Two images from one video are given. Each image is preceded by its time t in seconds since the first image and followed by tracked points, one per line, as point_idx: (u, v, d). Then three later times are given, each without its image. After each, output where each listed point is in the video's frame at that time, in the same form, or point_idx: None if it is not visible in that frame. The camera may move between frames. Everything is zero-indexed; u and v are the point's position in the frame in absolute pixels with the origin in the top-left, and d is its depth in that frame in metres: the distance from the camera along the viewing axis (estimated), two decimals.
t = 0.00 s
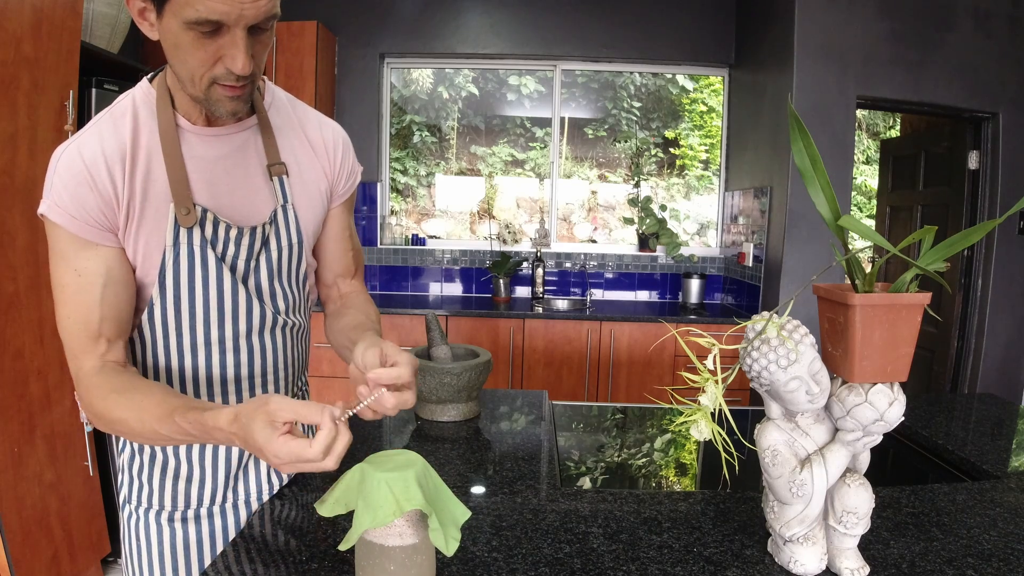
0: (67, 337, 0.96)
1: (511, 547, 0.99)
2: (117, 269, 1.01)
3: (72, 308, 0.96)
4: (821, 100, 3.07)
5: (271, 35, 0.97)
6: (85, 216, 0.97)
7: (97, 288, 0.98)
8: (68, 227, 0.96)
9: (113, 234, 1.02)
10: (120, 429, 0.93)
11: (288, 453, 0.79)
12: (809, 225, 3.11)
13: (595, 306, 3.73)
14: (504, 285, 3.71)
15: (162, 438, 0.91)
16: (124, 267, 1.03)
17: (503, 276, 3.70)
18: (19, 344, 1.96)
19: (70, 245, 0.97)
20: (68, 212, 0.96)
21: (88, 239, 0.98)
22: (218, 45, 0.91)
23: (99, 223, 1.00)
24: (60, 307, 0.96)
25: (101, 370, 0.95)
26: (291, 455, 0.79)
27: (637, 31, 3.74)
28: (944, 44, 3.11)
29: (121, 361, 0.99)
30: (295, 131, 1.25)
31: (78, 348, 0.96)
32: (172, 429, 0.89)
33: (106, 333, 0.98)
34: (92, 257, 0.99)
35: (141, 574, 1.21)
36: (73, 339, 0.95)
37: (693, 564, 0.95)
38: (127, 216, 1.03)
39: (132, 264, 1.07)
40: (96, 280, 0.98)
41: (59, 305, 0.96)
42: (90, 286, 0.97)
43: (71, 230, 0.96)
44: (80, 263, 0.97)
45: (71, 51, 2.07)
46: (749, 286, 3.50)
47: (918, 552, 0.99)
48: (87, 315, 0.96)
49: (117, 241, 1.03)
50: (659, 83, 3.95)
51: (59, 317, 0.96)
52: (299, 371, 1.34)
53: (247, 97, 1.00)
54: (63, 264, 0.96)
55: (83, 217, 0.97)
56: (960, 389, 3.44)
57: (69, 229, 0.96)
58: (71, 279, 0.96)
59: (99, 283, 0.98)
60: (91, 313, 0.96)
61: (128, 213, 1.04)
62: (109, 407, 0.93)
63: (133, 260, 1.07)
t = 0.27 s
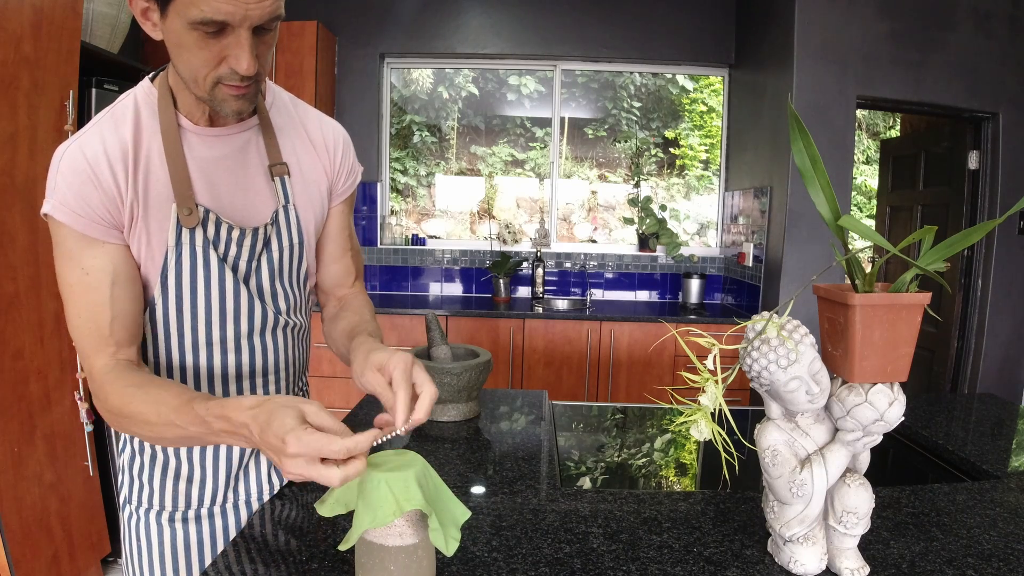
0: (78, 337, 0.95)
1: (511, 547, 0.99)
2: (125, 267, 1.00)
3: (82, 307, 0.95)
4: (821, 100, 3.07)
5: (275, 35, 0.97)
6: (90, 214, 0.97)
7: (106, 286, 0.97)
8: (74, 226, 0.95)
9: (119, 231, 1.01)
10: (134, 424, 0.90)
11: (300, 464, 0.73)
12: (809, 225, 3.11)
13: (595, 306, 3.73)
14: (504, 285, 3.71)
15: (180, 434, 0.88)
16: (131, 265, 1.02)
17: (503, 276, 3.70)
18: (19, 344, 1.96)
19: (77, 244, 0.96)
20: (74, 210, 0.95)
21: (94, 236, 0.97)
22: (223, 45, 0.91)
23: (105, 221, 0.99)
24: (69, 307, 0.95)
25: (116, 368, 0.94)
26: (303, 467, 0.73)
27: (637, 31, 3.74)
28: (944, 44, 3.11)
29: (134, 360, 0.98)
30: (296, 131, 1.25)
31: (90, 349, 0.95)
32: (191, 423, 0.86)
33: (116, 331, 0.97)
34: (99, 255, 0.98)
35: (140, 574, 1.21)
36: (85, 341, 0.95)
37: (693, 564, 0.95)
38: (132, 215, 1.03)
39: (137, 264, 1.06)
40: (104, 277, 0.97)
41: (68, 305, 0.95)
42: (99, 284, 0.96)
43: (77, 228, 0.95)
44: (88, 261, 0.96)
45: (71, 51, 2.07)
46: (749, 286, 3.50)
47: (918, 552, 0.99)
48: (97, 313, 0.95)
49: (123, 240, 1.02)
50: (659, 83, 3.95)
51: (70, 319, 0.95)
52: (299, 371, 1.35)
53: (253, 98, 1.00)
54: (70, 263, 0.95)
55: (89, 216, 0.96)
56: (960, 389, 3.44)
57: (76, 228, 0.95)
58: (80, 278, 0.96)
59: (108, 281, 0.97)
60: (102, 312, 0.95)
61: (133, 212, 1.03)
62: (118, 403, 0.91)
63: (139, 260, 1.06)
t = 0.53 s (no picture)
0: (90, 333, 0.96)
1: (511, 547, 0.99)
2: (131, 264, 1.00)
3: (92, 303, 0.95)
4: (821, 100, 3.07)
5: (279, 37, 0.97)
6: (95, 211, 0.96)
7: (114, 282, 0.97)
8: (80, 223, 0.95)
9: (124, 229, 1.01)
10: (139, 422, 0.90)
11: (305, 478, 0.72)
12: (809, 225, 3.11)
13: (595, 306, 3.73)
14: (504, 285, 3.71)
15: (189, 433, 0.87)
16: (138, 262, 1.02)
17: (503, 276, 3.70)
18: (19, 343, 1.96)
19: (83, 241, 0.96)
20: (79, 208, 0.95)
21: (100, 233, 0.97)
22: (226, 46, 0.91)
23: (110, 218, 0.99)
24: (81, 303, 0.95)
25: (130, 366, 0.94)
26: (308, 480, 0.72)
27: (637, 31, 3.73)
28: (944, 44, 3.11)
29: (148, 357, 0.98)
30: (297, 131, 1.25)
31: (102, 346, 0.95)
32: (204, 422, 0.85)
33: (128, 325, 0.96)
34: (107, 251, 0.98)
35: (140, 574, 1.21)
36: (98, 339, 0.95)
37: (693, 564, 0.95)
38: (136, 213, 1.03)
39: (144, 263, 1.06)
40: (112, 272, 0.97)
41: (79, 303, 0.96)
42: (108, 280, 0.97)
43: (82, 225, 0.95)
44: (95, 258, 0.97)
45: (71, 51, 2.07)
46: (749, 286, 3.50)
47: (918, 552, 0.99)
48: (108, 308, 0.95)
49: (129, 237, 1.02)
50: (659, 83, 3.95)
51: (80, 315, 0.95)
52: (300, 371, 1.35)
53: (255, 99, 1.00)
54: (77, 260, 0.96)
55: (94, 213, 0.96)
56: (960, 389, 3.44)
57: (81, 225, 0.95)
58: (88, 275, 0.96)
59: (116, 277, 0.97)
60: (112, 308, 0.96)
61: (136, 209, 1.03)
62: (129, 400, 0.91)
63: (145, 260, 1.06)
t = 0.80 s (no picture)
0: (93, 327, 0.95)
1: (511, 547, 0.99)
2: (133, 258, 1.00)
3: (94, 297, 0.95)
4: (821, 100, 3.07)
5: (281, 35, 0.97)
6: (96, 206, 0.96)
7: (116, 274, 0.97)
8: (81, 218, 0.95)
9: (125, 225, 1.01)
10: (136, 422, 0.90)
11: (315, 490, 0.73)
12: (809, 225, 3.11)
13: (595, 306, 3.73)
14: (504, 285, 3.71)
15: (192, 433, 0.86)
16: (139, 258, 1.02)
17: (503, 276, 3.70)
18: (19, 343, 1.96)
19: (85, 236, 0.96)
20: (81, 203, 0.95)
21: (102, 228, 0.97)
22: (228, 44, 0.91)
23: (111, 214, 0.99)
24: (84, 297, 0.95)
25: (135, 362, 0.93)
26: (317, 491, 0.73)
27: (637, 31, 3.73)
28: (944, 44, 3.11)
29: (151, 354, 0.97)
30: (296, 127, 1.25)
31: (104, 339, 0.95)
32: (206, 423, 0.84)
33: (131, 321, 0.96)
34: (109, 246, 0.97)
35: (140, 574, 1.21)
36: (102, 336, 0.95)
37: (693, 564, 0.95)
38: (137, 209, 1.03)
39: (144, 260, 1.06)
40: (114, 267, 0.97)
41: (81, 297, 0.95)
42: (110, 274, 0.96)
43: (84, 221, 0.95)
44: (97, 252, 0.96)
45: (71, 51, 2.07)
46: (749, 286, 3.50)
47: (918, 552, 0.99)
48: (110, 302, 0.95)
49: (130, 233, 1.01)
50: (659, 83, 3.95)
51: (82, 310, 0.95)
52: (299, 372, 1.35)
53: (257, 96, 1.00)
54: (78, 255, 0.95)
55: (96, 209, 0.96)
56: (960, 389, 3.44)
57: (82, 220, 0.95)
58: (90, 269, 0.96)
59: (118, 269, 0.97)
60: (115, 301, 0.95)
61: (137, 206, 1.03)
62: (126, 399, 0.91)
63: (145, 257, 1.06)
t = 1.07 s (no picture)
0: (89, 326, 0.95)
1: (511, 547, 0.99)
2: (130, 258, 1.00)
3: (89, 296, 0.95)
4: (821, 100, 3.07)
5: (281, 34, 0.97)
6: (94, 204, 0.96)
7: (112, 273, 0.97)
8: (80, 217, 0.95)
9: (123, 224, 1.01)
10: (133, 423, 0.90)
11: (321, 493, 0.71)
12: (809, 225, 3.11)
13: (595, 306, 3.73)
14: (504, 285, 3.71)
15: (184, 435, 0.85)
16: (137, 257, 1.02)
17: (503, 276, 3.70)
18: (19, 343, 1.97)
19: (82, 235, 0.96)
20: (79, 201, 0.95)
21: (99, 227, 0.97)
22: (229, 41, 0.91)
23: (109, 213, 0.99)
24: (78, 295, 0.95)
25: (129, 361, 0.93)
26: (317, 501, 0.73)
27: (637, 31, 3.74)
28: (944, 44, 3.11)
29: (147, 354, 0.96)
30: (295, 124, 1.25)
31: (100, 338, 0.94)
32: (201, 425, 0.83)
33: (125, 318, 0.96)
34: (106, 244, 0.97)
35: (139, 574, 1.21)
36: (96, 335, 0.94)
37: (693, 564, 0.95)
38: (135, 208, 1.03)
39: (143, 259, 1.06)
40: (109, 265, 0.97)
41: (78, 295, 0.95)
42: (106, 273, 0.96)
43: (82, 219, 0.95)
44: (94, 250, 0.96)
45: (71, 51, 2.07)
46: (749, 286, 3.50)
47: (918, 552, 0.99)
48: (106, 300, 0.95)
49: (128, 233, 1.01)
50: (659, 83, 3.95)
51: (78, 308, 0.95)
52: (299, 372, 1.34)
53: (256, 96, 1.00)
54: (74, 253, 0.95)
55: (94, 208, 0.96)
56: (960, 389, 3.44)
57: (80, 219, 0.95)
58: (87, 267, 0.95)
59: (114, 268, 0.97)
60: (110, 300, 0.95)
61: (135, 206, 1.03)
62: (121, 399, 0.90)
63: (143, 256, 1.06)
